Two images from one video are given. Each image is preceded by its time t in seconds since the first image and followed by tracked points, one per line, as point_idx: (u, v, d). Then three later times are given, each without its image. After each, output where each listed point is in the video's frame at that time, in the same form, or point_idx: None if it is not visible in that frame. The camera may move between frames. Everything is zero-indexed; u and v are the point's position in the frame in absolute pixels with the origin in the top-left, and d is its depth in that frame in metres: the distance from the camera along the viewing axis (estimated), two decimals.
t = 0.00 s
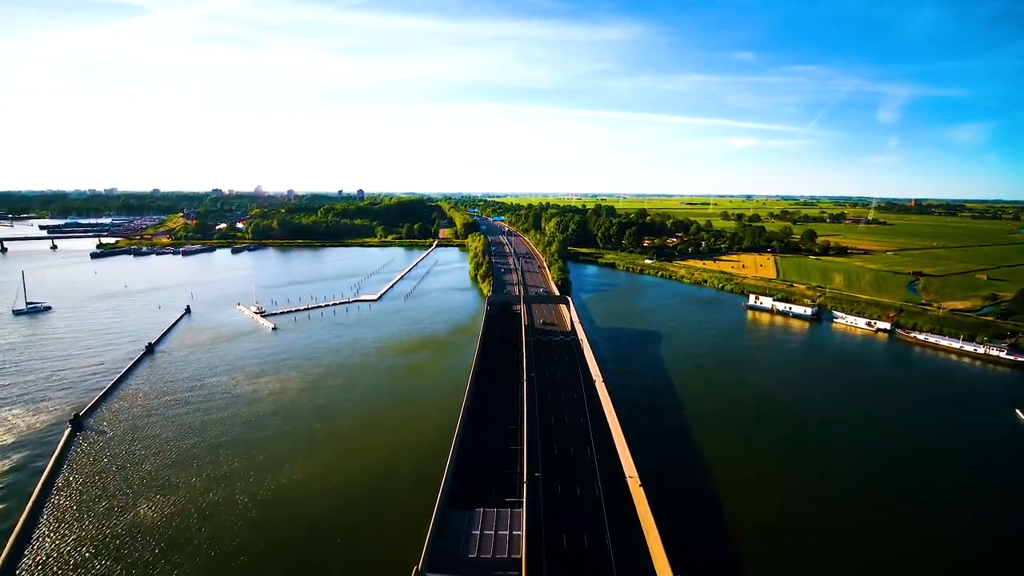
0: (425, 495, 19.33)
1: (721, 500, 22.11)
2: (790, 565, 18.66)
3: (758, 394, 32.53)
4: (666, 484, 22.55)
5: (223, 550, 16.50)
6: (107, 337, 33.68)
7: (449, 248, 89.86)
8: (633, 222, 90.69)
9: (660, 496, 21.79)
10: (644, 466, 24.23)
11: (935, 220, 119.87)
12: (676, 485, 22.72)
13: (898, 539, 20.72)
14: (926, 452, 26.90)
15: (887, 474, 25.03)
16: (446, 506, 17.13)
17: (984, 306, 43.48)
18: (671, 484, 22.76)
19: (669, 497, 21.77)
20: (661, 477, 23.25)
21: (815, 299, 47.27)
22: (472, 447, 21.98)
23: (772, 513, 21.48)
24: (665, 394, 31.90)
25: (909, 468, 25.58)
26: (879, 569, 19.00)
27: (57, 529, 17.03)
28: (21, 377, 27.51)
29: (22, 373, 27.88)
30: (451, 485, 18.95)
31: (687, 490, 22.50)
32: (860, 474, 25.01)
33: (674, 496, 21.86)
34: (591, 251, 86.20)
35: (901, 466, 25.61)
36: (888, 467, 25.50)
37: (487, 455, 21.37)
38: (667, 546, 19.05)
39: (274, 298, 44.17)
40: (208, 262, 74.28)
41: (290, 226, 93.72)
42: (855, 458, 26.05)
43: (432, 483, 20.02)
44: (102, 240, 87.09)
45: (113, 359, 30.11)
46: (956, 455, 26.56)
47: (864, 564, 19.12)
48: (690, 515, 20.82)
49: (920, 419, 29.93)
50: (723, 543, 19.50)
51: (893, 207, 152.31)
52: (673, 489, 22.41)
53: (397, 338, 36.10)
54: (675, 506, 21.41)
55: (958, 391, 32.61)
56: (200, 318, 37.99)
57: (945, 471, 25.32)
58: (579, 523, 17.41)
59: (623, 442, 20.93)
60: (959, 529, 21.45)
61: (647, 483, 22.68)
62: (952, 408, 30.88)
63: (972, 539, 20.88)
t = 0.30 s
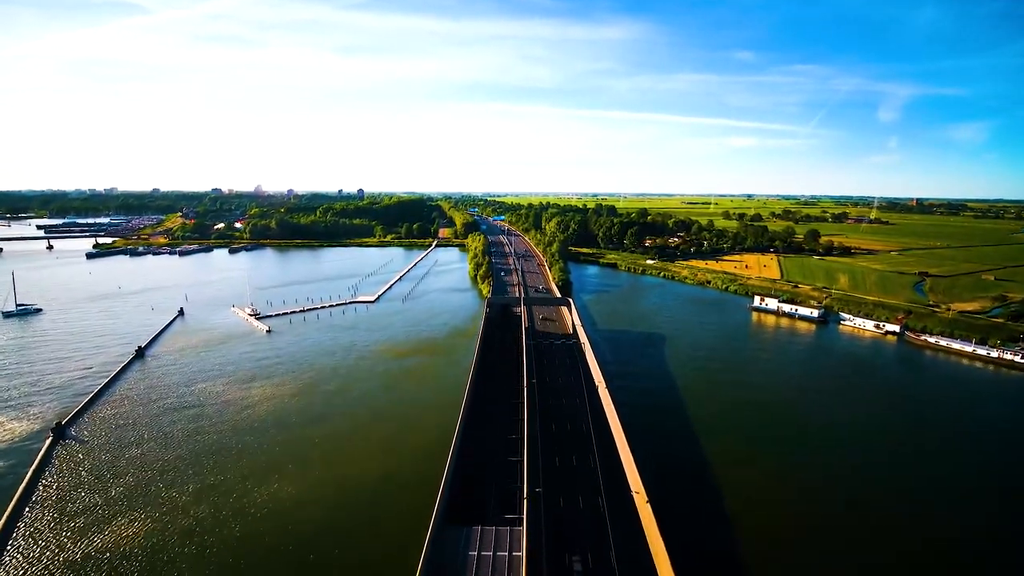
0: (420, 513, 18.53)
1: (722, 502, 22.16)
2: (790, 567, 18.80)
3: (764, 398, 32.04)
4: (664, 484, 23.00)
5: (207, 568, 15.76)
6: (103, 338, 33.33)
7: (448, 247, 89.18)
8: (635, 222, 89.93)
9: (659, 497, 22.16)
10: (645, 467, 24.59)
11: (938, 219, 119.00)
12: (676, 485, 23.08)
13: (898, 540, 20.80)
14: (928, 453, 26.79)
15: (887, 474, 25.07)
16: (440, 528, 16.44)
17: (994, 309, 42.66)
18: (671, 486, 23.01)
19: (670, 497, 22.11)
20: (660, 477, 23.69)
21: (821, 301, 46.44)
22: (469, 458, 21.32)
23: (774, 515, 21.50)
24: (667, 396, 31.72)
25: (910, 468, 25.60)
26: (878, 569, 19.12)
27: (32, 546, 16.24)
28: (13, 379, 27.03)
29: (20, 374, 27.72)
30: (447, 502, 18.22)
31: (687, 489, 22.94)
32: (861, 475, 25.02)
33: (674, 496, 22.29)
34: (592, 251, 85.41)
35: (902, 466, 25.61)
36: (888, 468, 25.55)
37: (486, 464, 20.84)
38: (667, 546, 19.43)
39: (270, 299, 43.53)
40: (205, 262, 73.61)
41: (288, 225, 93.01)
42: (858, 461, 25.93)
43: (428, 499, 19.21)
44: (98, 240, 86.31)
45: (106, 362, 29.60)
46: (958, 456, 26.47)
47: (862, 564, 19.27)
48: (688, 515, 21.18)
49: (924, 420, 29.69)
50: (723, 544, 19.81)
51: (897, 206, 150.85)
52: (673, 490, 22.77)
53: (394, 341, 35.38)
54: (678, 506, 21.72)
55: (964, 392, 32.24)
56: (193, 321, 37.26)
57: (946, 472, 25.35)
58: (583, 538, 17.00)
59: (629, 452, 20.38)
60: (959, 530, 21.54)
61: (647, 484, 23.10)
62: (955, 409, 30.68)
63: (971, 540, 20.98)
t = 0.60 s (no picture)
0: (417, 522, 17.93)
1: (723, 502, 22.16)
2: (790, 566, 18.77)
3: (767, 399, 31.71)
4: (665, 484, 23.07)
5: None
6: (99, 338, 32.99)
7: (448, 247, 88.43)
8: (636, 222, 89.12)
9: (660, 497, 22.24)
10: (645, 467, 24.65)
11: (942, 219, 118.01)
12: (677, 485, 23.14)
13: (898, 540, 20.78)
14: (930, 454, 26.63)
15: (888, 474, 24.98)
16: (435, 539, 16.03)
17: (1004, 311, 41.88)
18: (672, 485, 23.05)
19: (671, 497, 22.15)
20: (661, 478, 23.72)
21: (828, 303, 45.57)
22: (468, 465, 20.82)
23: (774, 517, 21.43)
24: (668, 396, 31.47)
25: (911, 469, 25.49)
26: (879, 569, 19.10)
27: None
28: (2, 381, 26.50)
29: (10, 376, 27.19)
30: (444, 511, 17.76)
31: (687, 488, 23.00)
32: (862, 476, 24.91)
33: (675, 496, 22.33)
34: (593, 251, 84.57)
35: (903, 466, 25.51)
36: (889, 468, 25.46)
37: (485, 469, 20.46)
38: (668, 546, 19.45)
39: (265, 301, 42.71)
40: (202, 262, 72.89)
41: (287, 225, 92.30)
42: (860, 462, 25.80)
43: (425, 509, 18.59)
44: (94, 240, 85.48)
45: (96, 364, 29.02)
46: (960, 457, 26.29)
47: (862, 564, 19.24)
48: (689, 514, 21.25)
49: (927, 420, 29.44)
50: (724, 544, 19.79)
51: (900, 206, 149.44)
52: (674, 490, 22.80)
53: (392, 344, 34.67)
54: (679, 506, 21.72)
55: (970, 394, 31.83)
56: (185, 323, 36.44)
57: (947, 472, 25.24)
58: (584, 542, 16.72)
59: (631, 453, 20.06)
60: (960, 530, 21.48)
61: (648, 484, 23.13)
62: (958, 410, 30.38)
63: (972, 539, 20.93)
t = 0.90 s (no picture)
0: (413, 536, 17.33)
1: (723, 503, 22.15)
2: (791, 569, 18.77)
3: (769, 400, 31.50)
4: (665, 484, 22.98)
5: None
6: (94, 340, 32.59)
7: (448, 247, 87.78)
8: (637, 221, 88.44)
9: (660, 496, 22.14)
10: (645, 467, 24.45)
11: (945, 218, 117.36)
12: (676, 484, 23.02)
13: (899, 540, 20.79)
14: (931, 455, 26.61)
15: (888, 475, 24.98)
16: (434, 548, 16.05)
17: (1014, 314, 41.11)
18: (672, 485, 22.91)
19: (671, 497, 22.08)
20: (661, 477, 23.59)
21: (834, 305, 44.83)
22: (467, 468, 20.69)
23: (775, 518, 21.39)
24: (669, 396, 31.23)
25: (911, 469, 25.55)
26: (880, 570, 19.11)
27: None
28: None
29: None
30: (442, 517, 17.64)
31: (687, 488, 22.88)
32: (862, 477, 24.88)
33: (675, 495, 22.28)
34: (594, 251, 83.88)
35: (903, 467, 25.52)
36: (889, 469, 25.50)
37: (484, 471, 20.40)
38: (669, 546, 19.42)
39: (260, 303, 41.91)
40: (198, 262, 72.19)
41: (284, 224, 91.55)
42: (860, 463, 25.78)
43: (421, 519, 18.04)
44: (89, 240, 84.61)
45: (88, 368, 28.51)
46: (962, 459, 26.24)
47: (863, 566, 19.22)
48: (689, 514, 21.18)
49: (929, 423, 29.31)
50: (725, 544, 19.70)
51: (902, 206, 148.62)
52: (674, 490, 22.70)
53: (389, 346, 34.07)
54: (679, 506, 21.66)
55: (975, 397, 31.54)
56: (177, 326, 35.69)
57: (947, 473, 25.27)
58: (584, 545, 16.71)
59: (630, 453, 20.04)
60: (959, 530, 21.56)
61: (647, 484, 23.02)
62: (962, 413, 30.20)
63: (973, 541, 20.91)
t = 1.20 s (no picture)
0: (411, 540, 17.30)
1: (722, 502, 21.56)
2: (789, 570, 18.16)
3: (774, 402, 30.86)
4: (665, 484, 22.40)
5: None
6: (84, 342, 32.03)
7: (447, 248, 86.99)
8: (639, 221, 87.58)
9: (659, 498, 21.56)
10: (645, 467, 23.94)
11: (949, 219, 116.23)
12: (677, 485, 22.45)
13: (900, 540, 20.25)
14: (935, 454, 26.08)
15: (890, 474, 24.37)
16: (432, 550, 16.01)
17: None
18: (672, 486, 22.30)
19: (671, 497, 21.52)
20: (661, 478, 22.97)
21: (840, 307, 43.89)
22: (464, 468, 20.58)
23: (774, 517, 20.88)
24: (668, 397, 30.58)
25: (912, 468, 24.95)
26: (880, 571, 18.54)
27: None
28: None
29: None
30: (440, 518, 17.54)
31: (688, 489, 22.27)
32: (865, 476, 24.31)
33: (674, 497, 21.64)
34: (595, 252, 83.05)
35: (904, 467, 24.92)
36: (890, 468, 24.90)
37: (481, 471, 20.31)
38: (668, 545, 18.99)
39: (253, 305, 41.02)
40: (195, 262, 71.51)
41: (283, 224, 90.83)
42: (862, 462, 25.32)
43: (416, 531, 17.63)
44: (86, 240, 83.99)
45: (75, 371, 27.92)
46: (966, 458, 25.70)
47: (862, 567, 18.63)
48: (688, 514, 20.62)
49: (934, 423, 28.72)
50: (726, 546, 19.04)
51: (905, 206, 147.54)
52: (674, 490, 22.17)
53: (385, 349, 33.45)
54: (680, 507, 21.04)
55: (982, 399, 30.86)
56: (169, 328, 34.99)
57: (950, 470, 24.78)
58: (584, 544, 16.60)
59: (630, 453, 19.98)
60: (960, 529, 21.00)
61: (647, 484, 22.45)
62: (968, 414, 29.57)
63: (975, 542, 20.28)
